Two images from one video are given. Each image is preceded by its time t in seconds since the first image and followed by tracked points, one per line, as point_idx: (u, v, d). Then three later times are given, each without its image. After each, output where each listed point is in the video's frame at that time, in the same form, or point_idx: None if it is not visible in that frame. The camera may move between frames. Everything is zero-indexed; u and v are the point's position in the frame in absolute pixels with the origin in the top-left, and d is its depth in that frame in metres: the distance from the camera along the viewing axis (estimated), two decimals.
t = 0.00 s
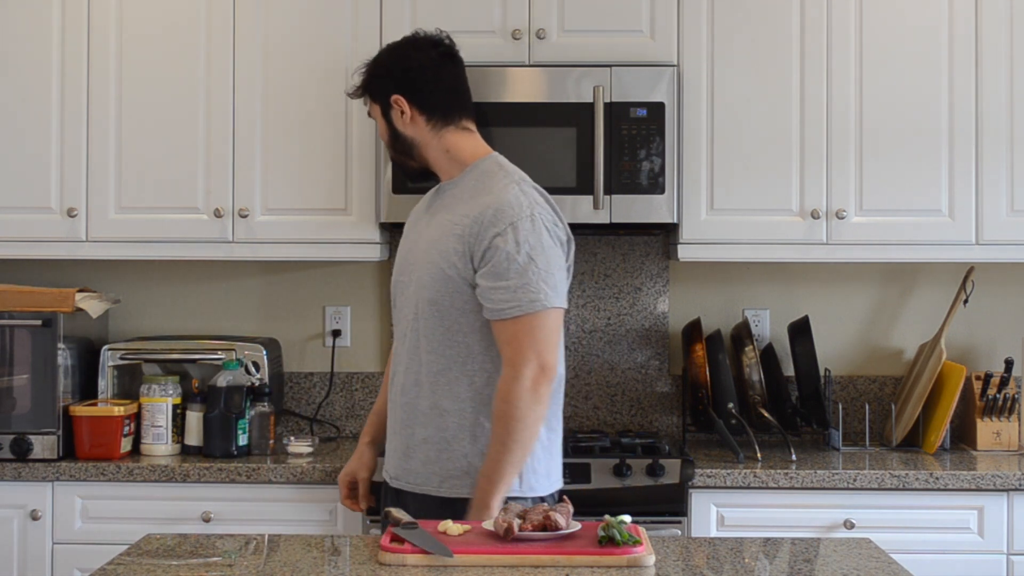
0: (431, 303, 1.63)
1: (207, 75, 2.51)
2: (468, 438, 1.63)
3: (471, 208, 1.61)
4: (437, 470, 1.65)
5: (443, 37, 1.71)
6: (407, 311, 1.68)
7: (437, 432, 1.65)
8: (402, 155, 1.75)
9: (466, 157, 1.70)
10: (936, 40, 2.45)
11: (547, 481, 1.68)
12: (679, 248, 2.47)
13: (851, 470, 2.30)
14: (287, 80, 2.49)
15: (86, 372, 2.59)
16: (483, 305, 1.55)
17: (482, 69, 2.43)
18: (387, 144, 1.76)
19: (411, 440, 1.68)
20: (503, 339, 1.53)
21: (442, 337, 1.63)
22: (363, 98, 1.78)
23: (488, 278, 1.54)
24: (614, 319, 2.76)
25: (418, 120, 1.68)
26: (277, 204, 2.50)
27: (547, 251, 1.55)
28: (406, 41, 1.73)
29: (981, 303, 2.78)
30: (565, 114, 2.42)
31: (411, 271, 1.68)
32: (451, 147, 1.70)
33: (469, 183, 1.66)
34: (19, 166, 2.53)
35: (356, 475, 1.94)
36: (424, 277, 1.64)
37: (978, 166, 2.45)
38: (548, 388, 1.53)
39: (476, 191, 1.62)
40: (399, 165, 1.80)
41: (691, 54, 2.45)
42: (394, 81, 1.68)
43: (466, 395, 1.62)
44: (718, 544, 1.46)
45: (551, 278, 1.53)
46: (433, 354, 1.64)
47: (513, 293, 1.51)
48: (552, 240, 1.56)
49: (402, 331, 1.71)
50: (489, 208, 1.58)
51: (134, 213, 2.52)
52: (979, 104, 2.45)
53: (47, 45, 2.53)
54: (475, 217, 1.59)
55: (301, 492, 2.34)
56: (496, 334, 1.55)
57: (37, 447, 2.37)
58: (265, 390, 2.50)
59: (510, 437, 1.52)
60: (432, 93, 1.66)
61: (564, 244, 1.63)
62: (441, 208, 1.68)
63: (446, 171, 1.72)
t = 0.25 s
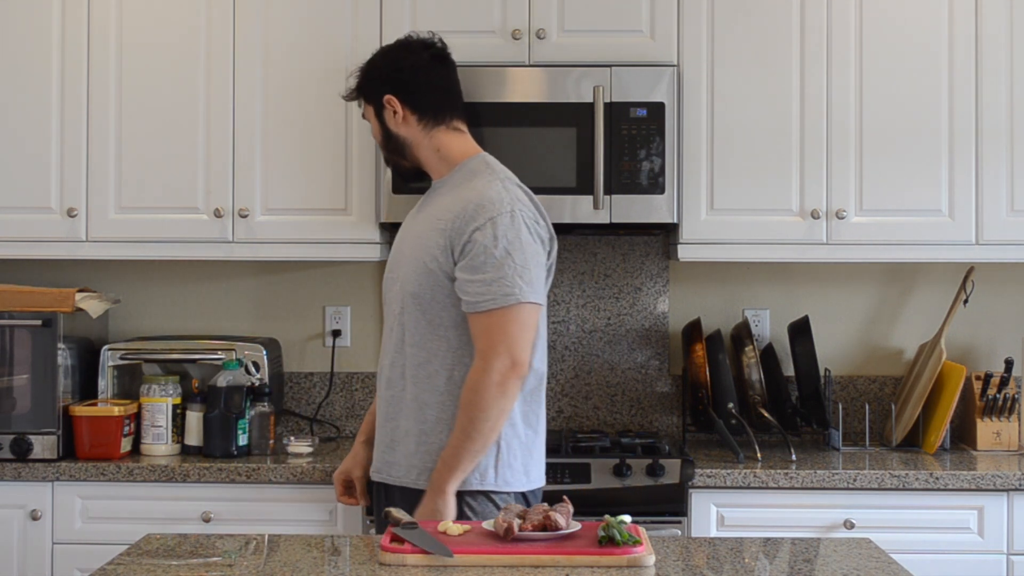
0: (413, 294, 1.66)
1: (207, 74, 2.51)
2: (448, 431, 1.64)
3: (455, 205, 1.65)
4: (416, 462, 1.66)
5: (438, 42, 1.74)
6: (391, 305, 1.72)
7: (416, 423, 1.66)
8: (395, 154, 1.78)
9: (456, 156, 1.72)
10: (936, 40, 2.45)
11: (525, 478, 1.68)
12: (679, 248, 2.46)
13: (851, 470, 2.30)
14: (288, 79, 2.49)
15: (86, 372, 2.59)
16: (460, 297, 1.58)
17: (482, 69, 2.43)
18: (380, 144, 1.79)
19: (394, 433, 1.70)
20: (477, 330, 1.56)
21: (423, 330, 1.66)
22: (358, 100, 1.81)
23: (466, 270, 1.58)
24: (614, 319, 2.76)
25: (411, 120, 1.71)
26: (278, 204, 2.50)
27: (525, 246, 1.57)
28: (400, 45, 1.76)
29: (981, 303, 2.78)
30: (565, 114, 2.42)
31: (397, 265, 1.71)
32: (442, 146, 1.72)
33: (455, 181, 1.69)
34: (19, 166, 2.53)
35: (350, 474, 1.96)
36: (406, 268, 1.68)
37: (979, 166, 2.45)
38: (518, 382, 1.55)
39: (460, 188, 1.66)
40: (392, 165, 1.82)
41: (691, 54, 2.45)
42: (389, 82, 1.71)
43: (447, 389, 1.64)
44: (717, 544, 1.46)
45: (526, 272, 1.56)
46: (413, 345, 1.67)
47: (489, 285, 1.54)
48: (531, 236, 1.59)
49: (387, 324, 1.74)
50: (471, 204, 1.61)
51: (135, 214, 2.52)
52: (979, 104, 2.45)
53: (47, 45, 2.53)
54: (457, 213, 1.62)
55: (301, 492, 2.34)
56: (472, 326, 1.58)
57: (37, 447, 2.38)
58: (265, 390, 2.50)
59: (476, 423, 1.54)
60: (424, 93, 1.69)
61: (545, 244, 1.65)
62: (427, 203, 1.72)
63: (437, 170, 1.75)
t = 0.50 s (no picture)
0: (406, 285, 1.66)
1: (207, 74, 2.51)
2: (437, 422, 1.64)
3: (449, 200, 1.66)
4: (407, 455, 1.66)
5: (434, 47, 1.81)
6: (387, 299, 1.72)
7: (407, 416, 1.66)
8: (406, 146, 1.73)
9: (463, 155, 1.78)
10: (937, 39, 2.45)
11: (516, 471, 1.67)
12: (679, 248, 2.46)
13: (851, 470, 2.30)
14: (288, 79, 2.49)
15: (86, 372, 2.59)
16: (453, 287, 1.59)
17: (482, 69, 2.43)
18: (386, 137, 1.73)
19: (387, 426, 1.70)
20: (468, 320, 1.57)
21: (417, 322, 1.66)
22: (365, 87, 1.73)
23: (460, 261, 1.59)
24: (614, 319, 2.76)
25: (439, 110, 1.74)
26: (278, 204, 2.50)
27: (518, 238, 1.59)
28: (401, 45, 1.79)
29: (981, 303, 2.78)
30: (565, 114, 2.42)
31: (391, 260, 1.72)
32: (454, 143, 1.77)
33: (449, 177, 1.71)
34: (19, 166, 2.53)
35: (360, 488, 1.91)
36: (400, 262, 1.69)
37: (979, 166, 2.45)
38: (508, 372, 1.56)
39: (454, 184, 1.67)
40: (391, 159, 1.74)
41: (691, 54, 2.45)
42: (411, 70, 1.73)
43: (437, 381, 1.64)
44: (717, 544, 1.46)
45: (518, 263, 1.57)
46: (405, 338, 1.67)
47: (483, 275, 1.55)
48: (525, 229, 1.61)
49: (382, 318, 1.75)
50: (464, 197, 1.63)
51: (135, 214, 2.52)
52: (980, 104, 2.45)
53: (47, 45, 2.52)
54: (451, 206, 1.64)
55: (301, 492, 2.34)
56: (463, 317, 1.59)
57: (37, 447, 2.37)
58: (265, 390, 2.50)
59: (467, 409, 1.54)
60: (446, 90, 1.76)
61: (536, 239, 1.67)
62: (421, 199, 1.73)
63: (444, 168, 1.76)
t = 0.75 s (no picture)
0: (432, 282, 1.56)
1: (207, 74, 2.51)
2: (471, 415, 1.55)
3: (468, 193, 1.58)
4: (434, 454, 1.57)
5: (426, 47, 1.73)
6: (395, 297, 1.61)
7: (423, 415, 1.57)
8: (438, 146, 1.60)
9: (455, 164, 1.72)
10: (936, 39, 2.45)
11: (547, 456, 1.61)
12: (679, 248, 2.46)
13: (851, 470, 2.30)
14: (288, 79, 2.49)
15: (86, 372, 2.59)
16: (493, 282, 1.51)
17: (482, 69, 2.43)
18: (417, 134, 1.57)
19: (408, 431, 1.58)
20: (507, 314, 1.50)
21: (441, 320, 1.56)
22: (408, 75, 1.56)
23: (500, 254, 1.51)
24: (614, 319, 2.76)
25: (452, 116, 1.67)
26: (278, 204, 2.50)
27: (552, 231, 1.55)
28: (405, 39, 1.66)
29: (981, 303, 2.78)
30: (565, 114, 2.42)
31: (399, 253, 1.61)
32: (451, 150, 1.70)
33: (462, 167, 1.62)
34: (19, 165, 2.53)
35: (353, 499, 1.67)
36: (418, 256, 1.58)
37: (978, 166, 2.45)
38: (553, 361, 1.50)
39: (471, 178, 1.59)
40: (422, 156, 1.59)
41: (691, 54, 2.45)
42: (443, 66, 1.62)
43: (464, 377, 1.55)
44: (717, 544, 1.46)
45: (558, 254, 1.53)
46: (422, 337, 1.57)
47: (530, 267, 1.49)
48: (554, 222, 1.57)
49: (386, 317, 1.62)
50: (492, 191, 1.56)
51: (135, 214, 2.52)
52: (979, 104, 2.45)
53: (47, 45, 2.52)
54: (479, 201, 1.56)
55: (300, 492, 2.34)
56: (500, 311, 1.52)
57: (37, 447, 2.37)
58: (265, 390, 2.50)
59: (513, 396, 1.45)
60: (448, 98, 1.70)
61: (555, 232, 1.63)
62: (429, 190, 1.62)
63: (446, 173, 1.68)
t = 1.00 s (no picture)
0: (495, 282, 1.52)
1: (207, 74, 2.51)
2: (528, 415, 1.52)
3: (519, 193, 1.55)
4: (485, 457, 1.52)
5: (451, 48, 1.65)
6: (441, 297, 1.53)
7: (474, 414, 1.52)
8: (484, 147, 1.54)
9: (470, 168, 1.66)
10: (937, 39, 2.45)
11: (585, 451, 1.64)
12: (679, 248, 2.47)
13: (851, 470, 2.30)
14: (288, 79, 2.49)
15: (86, 372, 2.59)
16: (560, 283, 1.53)
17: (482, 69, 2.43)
18: (473, 131, 1.50)
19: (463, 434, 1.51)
20: (578, 317, 1.53)
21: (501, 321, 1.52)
22: (473, 72, 1.49)
23: (571, 257, 1.53)
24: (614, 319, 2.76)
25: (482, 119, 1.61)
26: (278, 204, 2.50)
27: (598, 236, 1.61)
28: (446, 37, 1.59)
29: (981, 303, 2.78)
30: (565, 114, 2.42)
31: (446, 249, 1.53)
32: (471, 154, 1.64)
33: (506, 168, 1.58)
34: (19, 165, 2.53)
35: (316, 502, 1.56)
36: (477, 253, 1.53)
37: (979, 166, 2.45)
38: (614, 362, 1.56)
39: (519, 178, 1.57)
40: (472, 156, 1.51)
41: (691, 54, 2.45)
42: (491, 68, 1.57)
43: (526, 375, 1.53)
44: (718, 544, 1.46)
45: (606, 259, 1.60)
46: (479, 339, 1.52)
47: (595, 272, 1.54)
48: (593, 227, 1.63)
49: (427, 316, 1.54)
50: (551, 193, 1.55)
51: (135, 214, 2.52)
52: (980, 104, 2.45)
53: (47, 45, 2.52)
54: (542, 202, 1.55)
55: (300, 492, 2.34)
56: (570, 314, 1.54)
57: (37, 447, 2.37)
58: (265, 390, 2.50)
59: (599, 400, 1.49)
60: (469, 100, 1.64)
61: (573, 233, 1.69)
62: (476, 188, 1.56)
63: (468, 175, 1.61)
